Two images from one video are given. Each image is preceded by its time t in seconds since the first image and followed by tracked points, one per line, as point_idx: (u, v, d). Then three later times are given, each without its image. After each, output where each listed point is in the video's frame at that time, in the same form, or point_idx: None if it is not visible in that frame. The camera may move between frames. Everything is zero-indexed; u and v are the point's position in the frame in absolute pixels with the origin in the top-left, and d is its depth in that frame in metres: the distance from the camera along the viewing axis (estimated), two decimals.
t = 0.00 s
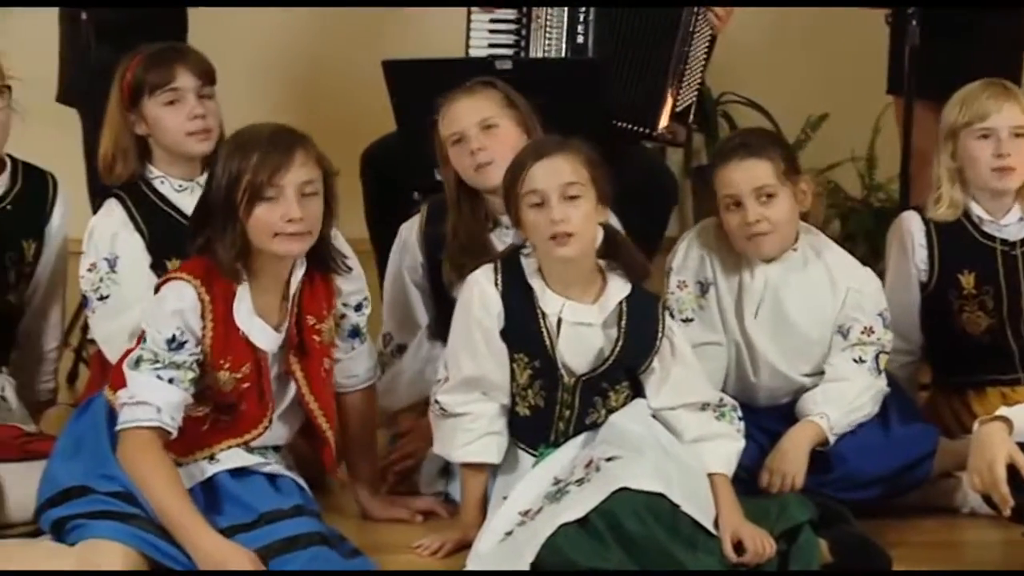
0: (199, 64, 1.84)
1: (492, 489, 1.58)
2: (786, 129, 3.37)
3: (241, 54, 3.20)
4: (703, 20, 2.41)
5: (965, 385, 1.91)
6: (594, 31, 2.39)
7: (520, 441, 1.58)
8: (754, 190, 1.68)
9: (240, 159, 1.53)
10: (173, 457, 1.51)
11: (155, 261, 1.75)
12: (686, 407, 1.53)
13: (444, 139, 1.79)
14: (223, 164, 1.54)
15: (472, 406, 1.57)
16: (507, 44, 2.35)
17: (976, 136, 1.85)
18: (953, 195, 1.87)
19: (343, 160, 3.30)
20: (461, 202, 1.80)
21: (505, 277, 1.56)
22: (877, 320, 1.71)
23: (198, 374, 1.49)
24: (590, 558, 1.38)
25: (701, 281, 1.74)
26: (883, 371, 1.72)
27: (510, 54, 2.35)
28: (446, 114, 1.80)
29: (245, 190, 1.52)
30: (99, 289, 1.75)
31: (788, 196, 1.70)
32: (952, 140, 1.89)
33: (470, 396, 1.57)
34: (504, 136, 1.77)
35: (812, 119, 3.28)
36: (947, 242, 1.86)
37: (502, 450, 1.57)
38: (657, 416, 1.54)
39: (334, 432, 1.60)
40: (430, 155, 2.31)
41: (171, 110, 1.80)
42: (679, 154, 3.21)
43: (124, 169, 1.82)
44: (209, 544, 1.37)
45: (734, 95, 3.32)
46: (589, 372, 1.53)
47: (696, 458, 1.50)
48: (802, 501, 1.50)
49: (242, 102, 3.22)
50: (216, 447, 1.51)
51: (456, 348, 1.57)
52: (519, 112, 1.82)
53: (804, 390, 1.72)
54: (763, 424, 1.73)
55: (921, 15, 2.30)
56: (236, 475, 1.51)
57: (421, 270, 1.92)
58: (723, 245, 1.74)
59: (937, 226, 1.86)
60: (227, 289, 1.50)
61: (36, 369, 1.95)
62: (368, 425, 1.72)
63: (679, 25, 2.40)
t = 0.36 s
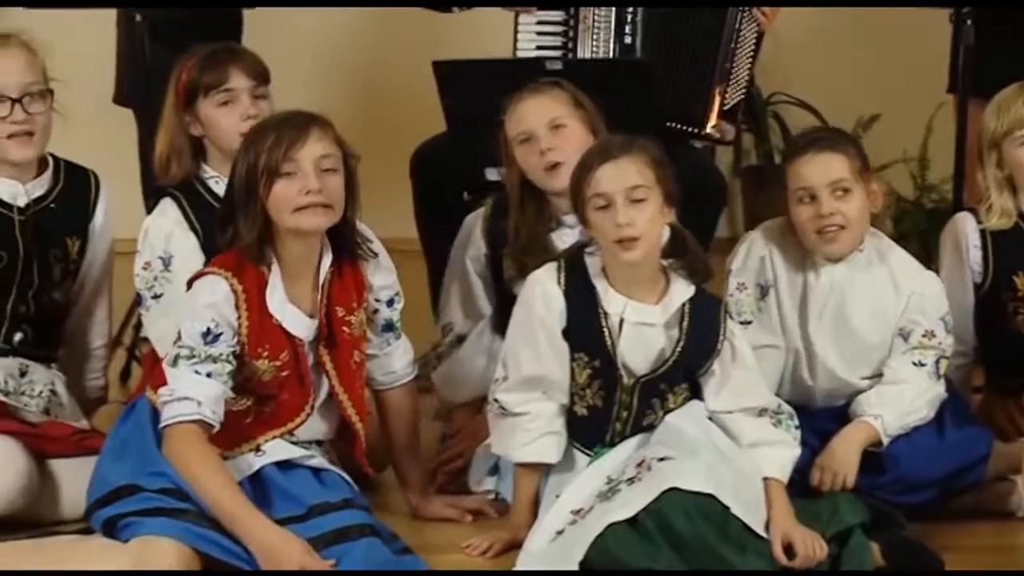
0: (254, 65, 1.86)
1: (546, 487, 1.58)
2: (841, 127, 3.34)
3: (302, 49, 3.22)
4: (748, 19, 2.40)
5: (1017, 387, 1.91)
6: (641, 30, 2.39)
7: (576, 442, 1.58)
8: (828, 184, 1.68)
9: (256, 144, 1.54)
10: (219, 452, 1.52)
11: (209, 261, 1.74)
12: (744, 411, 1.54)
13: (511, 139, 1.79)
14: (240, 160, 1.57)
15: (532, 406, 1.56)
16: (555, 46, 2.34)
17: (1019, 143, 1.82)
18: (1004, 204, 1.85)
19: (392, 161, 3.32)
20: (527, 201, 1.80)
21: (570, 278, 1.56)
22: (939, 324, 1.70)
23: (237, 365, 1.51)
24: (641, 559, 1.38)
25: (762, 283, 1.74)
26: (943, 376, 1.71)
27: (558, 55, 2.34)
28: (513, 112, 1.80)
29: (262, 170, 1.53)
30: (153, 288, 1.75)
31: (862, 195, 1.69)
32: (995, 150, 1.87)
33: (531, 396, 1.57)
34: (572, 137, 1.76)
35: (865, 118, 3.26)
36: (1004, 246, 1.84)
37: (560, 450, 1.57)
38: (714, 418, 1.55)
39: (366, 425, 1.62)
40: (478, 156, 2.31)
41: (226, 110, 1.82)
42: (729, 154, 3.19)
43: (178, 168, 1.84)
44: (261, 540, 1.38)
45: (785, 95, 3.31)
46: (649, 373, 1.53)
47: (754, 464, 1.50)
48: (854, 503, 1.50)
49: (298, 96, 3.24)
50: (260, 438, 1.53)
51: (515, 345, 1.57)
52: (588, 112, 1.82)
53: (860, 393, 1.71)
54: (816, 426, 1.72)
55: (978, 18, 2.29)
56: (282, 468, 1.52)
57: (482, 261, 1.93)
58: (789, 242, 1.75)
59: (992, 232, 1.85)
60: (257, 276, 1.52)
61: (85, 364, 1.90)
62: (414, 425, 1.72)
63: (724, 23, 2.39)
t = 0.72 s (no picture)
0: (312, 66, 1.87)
1: (593, 488, 1.58)
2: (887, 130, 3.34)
3: (354, 47, 3.24)
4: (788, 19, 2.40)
5: None
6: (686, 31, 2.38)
7: (629, 443, 1.58)
8: (924, 190, 1.66)
9: (279, 141, 1.55)
10: (262, 449, 1.53)
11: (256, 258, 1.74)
12: (803, 419, 1.53)
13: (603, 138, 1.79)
14: (266, 160, 1.58)
15: (588, 407, 1.56)
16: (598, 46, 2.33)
17: None
18: None
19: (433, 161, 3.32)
20: (611, 205, 1.79)
21: (635, 277, 1.55)
22: (1004, 333, 1.69)
23: (276, 361, 1.52)
24: (684, 559, 1.38)
25: (826, 288, 1.74)
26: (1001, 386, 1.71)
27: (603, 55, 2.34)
28: (609, 112, 1.79)
29: (289, 163, 1.54)
30: (204, 284, 1.77)
31: (953, 204, 1.68)
32: None
33: (589, 396, 1.56)
34: (664, 144, 1.75)
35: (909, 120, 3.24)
36: None
37: (615, 451, 1.57)
38: (772, 425, 1.54)
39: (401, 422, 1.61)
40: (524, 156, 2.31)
41: (282, 110, 1.83)
42: (774, 155, 3.18)
43: (235, 167, 1.87)
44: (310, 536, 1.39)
45: (829, 96, 3.29)
46: (710, 377, 1.53)
47: (810, 472, 1.49)
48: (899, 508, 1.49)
49: (351, 90, 3.27)
50: (301, 435, 1.54)
51: (576, 344, 1.56)
52: (686, 122, 1.80)
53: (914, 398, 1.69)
54: (865, 425, 1.72)
55: None
56: (324, 467, 1.53)
57: (559, 257, 1.92)
58: (865, 247, 1.73)
59: None
60: (289, 271, 1.52)
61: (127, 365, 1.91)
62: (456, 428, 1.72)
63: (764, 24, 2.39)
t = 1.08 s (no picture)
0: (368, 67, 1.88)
1: (638, 492, 1.59)
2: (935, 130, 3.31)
3: (406, 47, 3.24)
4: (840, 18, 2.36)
5: None
6: (738, 33, 2.42)
7: (674, 442, 1.59)
8: (996, 189, 1.65)
9: (338, 145, 1.56)
10: (313, 450, 1.54)
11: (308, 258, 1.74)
12: (851, 421, 1.53)
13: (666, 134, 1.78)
14: (325, 163, 1.59)
15: (633, 406, 1.56)
16: (651, 45, 2.41)
17: None
18: None
19: (483, 155, 3.33)
20: (668, 206, 1.79)
21: (679, 277, 1.55)
22: None
23: (330, 364, 1.53)
24: (730, 558, 1.38)
25: (879, 289, 1.72)
26: None
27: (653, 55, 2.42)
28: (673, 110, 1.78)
29: (349, 168, 1.54)
30: (256, 283, 1.77)
31: None
32: None
33: (631, 396, 1.56)
34: (728, 144, 1.74)
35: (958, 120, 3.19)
36: None
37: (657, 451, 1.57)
38: (819, 425, 1.54)
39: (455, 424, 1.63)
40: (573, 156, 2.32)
41: (338, 109, 1.84)
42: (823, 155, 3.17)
43: (290, 165, 1.86)
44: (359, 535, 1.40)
45: (878, 96, 3.27)
46: (756, 377, 1.53)
47: (859, 474, 1.49)
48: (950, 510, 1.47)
49: (403, 90, 3.27)
50: (351, 437, 1.55)
51: (620, 343, 1.57)
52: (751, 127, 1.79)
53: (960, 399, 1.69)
54: (918, 428, 1.71)
55: None
56: (373, 469, 1.54)
57: (610, 257, 1.94)
58: (925, 246, 1.72)
59: None
60: (346, 276, 1.53)
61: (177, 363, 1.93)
62: (504, 431, 1.72)
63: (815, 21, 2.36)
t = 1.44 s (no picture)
0: (412, 69, 1.88)
1: (685, 494, 1.59)
2: (990, 130, 3.29)
3: (452, 50, 3.24)
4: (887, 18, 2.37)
5: None
6: (787, 33, 2.41)
7: (713, 444, 1.58)
8: None
9: (411, 150, 1.56)
10: (368, 455, 1.55)
11: (357, 259, 1.77)
12: (890, 417, 1.52)
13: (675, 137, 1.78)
14: (395, 167, 1.58)
15: (667, 407, 1.56)
16: (699, 45, 2.41)
17: None
18: None
19: (535, 154, 3.33)
20: (685, 210, 1.80)
21: (708, 278, 1.55)
22: None
23: (390, 370, 1.53)
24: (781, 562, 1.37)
25: (915, 288, 1.72)
26: None
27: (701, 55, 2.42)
28: (681, 112, 1.79)
29: (421, 171, 1.54)
30: (302, 284, 1.79)
31: None
32: None
33: (664, 396, 1.56)
34: (739, 142, 1.75)
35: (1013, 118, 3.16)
36: None
37: (693, 451, 1.56)
38: (859, 423, 1.52)
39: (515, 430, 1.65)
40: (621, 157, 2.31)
41: (380, 113, 1.84)
42: (875, 155, 3.14)
43: (334, 166, 1.87)
44: (410, 536, 1.40)
45: (931, 95, 3.25)
46: (790, 376, 1.51)
47: (900, 472, 1.49)
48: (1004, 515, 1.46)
49: (450, 95, 3.27)
50: (408, 446, 1.56)
51: (654, 346, 1.57)
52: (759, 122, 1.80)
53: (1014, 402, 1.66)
54: (966, 431, 1.69)
55: None
56: (427, 479, 1.55)
57: (635, 269, 1.94)
58: (954, 247, 1.70)
59: None
60: (413, 281, 1.54)
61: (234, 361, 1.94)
62: (558, 432, 1.72)
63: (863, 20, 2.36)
